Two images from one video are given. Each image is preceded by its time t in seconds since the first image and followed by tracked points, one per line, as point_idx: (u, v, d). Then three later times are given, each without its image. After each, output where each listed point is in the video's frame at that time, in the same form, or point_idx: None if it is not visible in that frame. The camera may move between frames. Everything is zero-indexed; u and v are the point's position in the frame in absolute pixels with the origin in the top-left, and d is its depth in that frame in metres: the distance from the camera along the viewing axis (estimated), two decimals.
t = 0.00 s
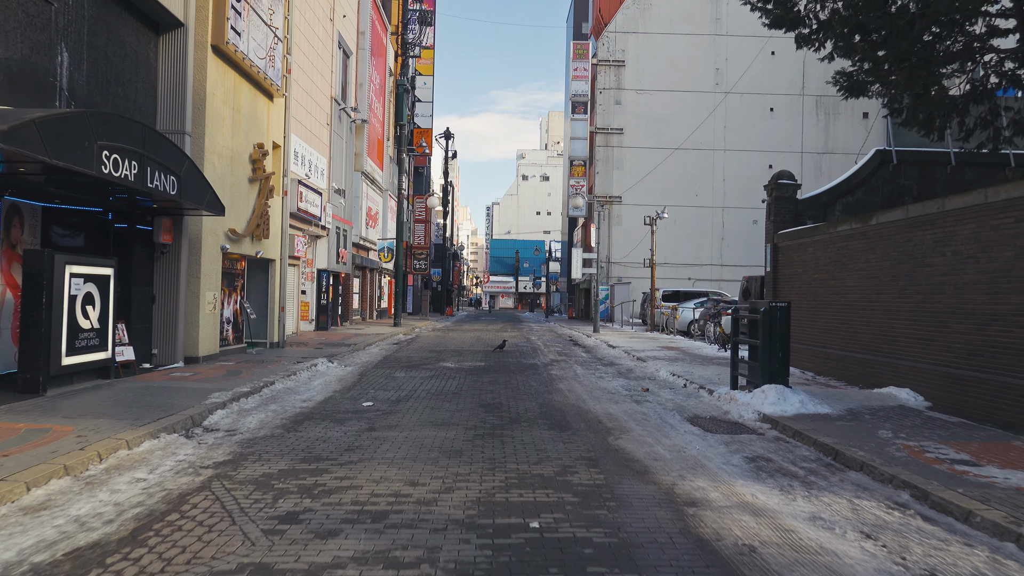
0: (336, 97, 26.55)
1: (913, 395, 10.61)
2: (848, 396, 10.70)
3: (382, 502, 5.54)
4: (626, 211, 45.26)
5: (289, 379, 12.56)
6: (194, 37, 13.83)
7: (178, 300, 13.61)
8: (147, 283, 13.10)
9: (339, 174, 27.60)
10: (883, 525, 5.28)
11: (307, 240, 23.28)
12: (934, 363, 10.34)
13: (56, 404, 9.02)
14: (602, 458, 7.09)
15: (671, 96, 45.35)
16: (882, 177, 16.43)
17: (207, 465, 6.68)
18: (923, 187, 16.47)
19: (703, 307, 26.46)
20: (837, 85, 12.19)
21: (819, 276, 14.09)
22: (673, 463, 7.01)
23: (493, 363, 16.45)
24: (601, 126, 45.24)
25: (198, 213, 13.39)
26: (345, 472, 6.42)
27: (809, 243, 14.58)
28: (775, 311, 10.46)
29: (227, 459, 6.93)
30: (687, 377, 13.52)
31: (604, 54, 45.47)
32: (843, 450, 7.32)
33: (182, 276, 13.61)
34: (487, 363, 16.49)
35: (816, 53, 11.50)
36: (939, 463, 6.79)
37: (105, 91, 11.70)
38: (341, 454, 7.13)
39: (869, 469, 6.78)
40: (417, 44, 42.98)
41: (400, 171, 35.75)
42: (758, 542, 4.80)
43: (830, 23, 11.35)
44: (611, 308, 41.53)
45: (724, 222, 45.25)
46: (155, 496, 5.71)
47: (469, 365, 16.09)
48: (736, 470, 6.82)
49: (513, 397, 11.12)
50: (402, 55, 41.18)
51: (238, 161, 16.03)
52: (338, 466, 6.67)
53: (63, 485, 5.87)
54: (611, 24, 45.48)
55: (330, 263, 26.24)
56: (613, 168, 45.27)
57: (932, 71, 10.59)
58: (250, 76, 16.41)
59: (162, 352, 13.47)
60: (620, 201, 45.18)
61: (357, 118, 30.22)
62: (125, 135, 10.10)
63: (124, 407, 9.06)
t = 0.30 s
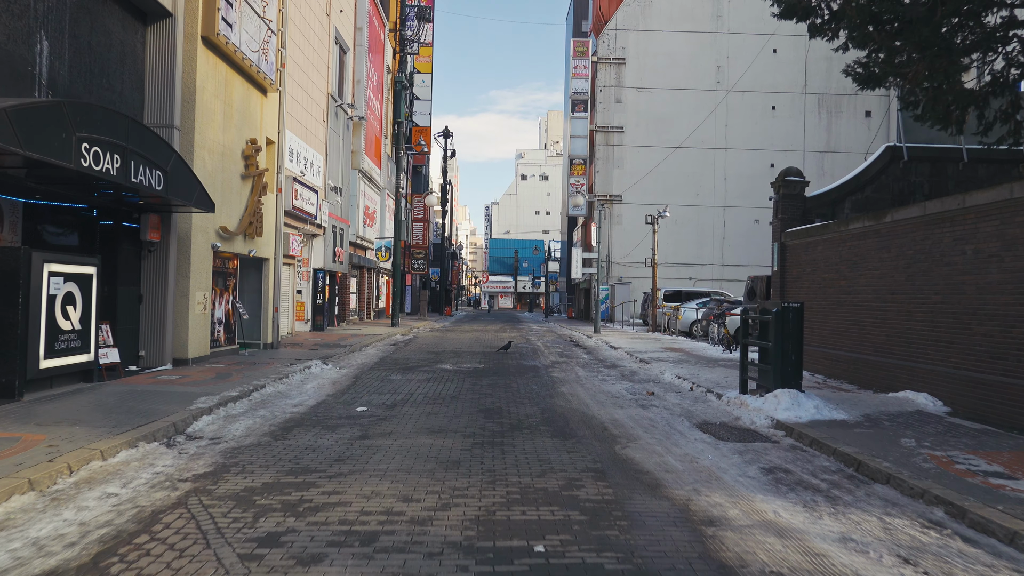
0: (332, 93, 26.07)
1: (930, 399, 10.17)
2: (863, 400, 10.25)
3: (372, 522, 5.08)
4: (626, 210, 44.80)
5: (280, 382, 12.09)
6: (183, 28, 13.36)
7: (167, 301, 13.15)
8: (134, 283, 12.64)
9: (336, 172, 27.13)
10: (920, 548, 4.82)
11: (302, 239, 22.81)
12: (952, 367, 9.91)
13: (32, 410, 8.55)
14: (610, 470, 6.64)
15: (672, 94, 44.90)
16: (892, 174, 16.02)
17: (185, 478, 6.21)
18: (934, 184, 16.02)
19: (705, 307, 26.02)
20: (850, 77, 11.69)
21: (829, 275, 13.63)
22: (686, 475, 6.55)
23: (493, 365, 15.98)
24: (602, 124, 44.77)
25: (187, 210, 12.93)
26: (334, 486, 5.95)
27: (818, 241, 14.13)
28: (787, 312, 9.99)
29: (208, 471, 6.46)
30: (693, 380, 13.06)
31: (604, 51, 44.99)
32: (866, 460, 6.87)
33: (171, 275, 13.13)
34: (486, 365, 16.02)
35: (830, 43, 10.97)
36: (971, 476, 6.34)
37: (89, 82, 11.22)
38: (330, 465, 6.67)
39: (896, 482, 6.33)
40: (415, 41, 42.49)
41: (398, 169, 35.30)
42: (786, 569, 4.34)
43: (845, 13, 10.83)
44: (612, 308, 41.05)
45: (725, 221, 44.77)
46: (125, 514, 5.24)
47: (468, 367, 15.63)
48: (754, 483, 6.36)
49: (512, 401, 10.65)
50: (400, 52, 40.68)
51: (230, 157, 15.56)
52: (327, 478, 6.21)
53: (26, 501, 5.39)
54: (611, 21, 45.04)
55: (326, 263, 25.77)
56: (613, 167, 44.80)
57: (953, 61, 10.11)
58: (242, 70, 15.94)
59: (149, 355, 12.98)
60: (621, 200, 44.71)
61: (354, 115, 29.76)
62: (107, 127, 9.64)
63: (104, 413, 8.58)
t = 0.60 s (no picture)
0: (329, 89, 25.61)
1: (951, 404, 9.72)
2: (879, 405, 9.80)
3: (360, 545, 4.61)
4: (627, 209, 44.34)
5: (271, 385, 11.63)
6: (172, 18, 12.91)
7: (155, 300, 12.70)
8: (121, 282, 12.19)
9: (333, 170, 26.67)
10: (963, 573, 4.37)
11: (298, 237, 22.37)
12: (974, 370, 9.47)
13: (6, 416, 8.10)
14: (618, 482, 6.19)
15: (674, 91, 44.46)
16: (904, 171, 15.53)
17: (160, 493, 5.74)
18: (948, 180, 15.54)
19: (709, 307, 25.58)
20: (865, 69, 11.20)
21: (840, 275, 13.19)
22: (701, 488, 6.10)
23: (493, 367, 15.51)
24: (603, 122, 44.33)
25: (176, 206, 12.48)
26: (321, 502, 5.50)
27: (829, 239, 13.68)
28: (800, 314, 9.55)
29: (187, 484, 6.01)
30: (700, 383, 12.61)
31: (605, 48, 44.57)
32: (892, 472, 6.42)
33: (159, 274, 12.69)
34: (486, 367, 15.56)
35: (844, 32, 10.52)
36: (1008, 490, 5.88)
37: (72, 74, 10.76)
38: (319, 478, 6.22)
39: (927, 496, 5.87)
40: (414, 38, 42.06)
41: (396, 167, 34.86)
42: None
43: None
44: (613, 308, 40.57)
45: (728, 220, 44.29)
46: (90, 535, 4.78)
47: (466, 369, 15.16)
48: (773, 498, 5.91)
49: (513, 406, 10.20)
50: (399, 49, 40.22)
51: (222, 152, 15.12)
52: (314, 493, 5.76)
53: None
54: (612, 18, 44.64)
55: (323, 261, 25.32)
56: (614, 165, 44.37)
57: (974, 50, 9.60)
58: (235, 63, 15.49)
59: (136, 357, 12.55)
60: (622, 199, 44.25)
61: (351, 112, 29.33)
62: (87, 117, 9.17)
63: (82, 419, 8.12)
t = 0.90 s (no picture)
0: (326, 84, 25.15)
1: (972, 409, 9.27)
2: (898, 411, 9.35)
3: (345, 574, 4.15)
4: (628, 207, 43.87)
5: (262, 389, 11.17)
6: (160, 8, 12.46)
7: (142, 301, 12.26)
8: (106, 282, 11.75)
9: (330, 167, 26.22)
10: None
11: (294, 236, 21.89)
12: (997, 374, 9.01)
13: None
14: (629, 498, 5.73)
15: (676, 88, 43.99)
16: (916, 167, 15.10)
17: (130, 512, 5.27)
18: (961, 177, 15.06)
19: (713, 306, 25.11)
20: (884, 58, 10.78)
21: (853, 274, 12.72)
22: (718, 505, 5.64)
23: (493, 369, 15.04)
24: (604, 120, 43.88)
25: (164, 203, 12.02)
26: (306, 522, 5.04)
27: (840, 237, 13.22)
28: (814, 316, 9.09)
29: (162, 501, 5.53)
30: (707, 386, 12.16)
31: (606, 45, 44.10)
32: (922, 486, 5.97)
33: (146, 274, 12.24)
34: (486, 369, 15.10)
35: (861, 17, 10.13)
36: None
37: (55, 64, 10.31)
38: (305, 493, 5.76)
39: (963, 513, 5.42)
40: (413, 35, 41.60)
41: (395, 165, 34.38)
42: None
43: None
44: (615, 308, 40.09)
45: (730, 219, 43.79)
46: (47, 562, 4.31)
47: (465, 371, 14.70)
48: (797, 515, 5.45)
49: (514, 411, 9.73)
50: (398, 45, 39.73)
51: (213, 147, 14.67)
52: (298, 512, 5.29)
53: None
54: (613, 15, 44.17)
55: (321, 261, 24.86)
56: (615, 163, 43.90)
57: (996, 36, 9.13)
58: (227, 55, 15.02)
59: (122, 360, 12.10)
60: (623, 197, 43.79)
61: (348, 108, 28.87)
62: (65, 107, 8.72)
63: (57, 427, 7.64)
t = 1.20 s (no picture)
0: (324, 80, 24.69)
1: (998, 414, 8.81)
2: (920, 416, 8.89)
3: None
4: (630, 207, 43.42)
5: (253, 392, 10.71)
6: None
7: (130, 300, 11.79)
8: (91, 281, 11.29)
9: (327, 165, 25.75)
10: None
11: (290, 234, 21.45)
12: None
13: None
14: (643, 514, 5.27)
15: (678, 87, 43.54)
16: (931, 162, 14.63)
17: (98, 531, 4.81)
18: (977, 172, 14.63)
19: (717, 306, 24.67)
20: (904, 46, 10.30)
21: (867, 273, 12.25)
22: (740, 522, 5.17)
23: (494, 371, 14.58)
24: (605, 118, 43.43)
25: (152, 198, 11.55)
26: (289, 543, 4.57)
27: (854, 235, 12.77)
28: (832, 317, 8.62)
29: (134, 518, 5.07)
30: (716, 389, 11.71)
31: (608, 42, 43.65)
32: (960, 501, 5.51)
33: (134, 272, 11.79)
34: (486, 371, 14.64)
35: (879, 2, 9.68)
36: None
37: (36, 53, 9.85)
38: (290, 509, 5.30)
39: (1008, 532, 4.96)
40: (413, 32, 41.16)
41: (394, 163, 33.92)
42: None
43: None
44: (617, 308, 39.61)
45: (733, 218, 43.33)
46: None
47: (465, 373, 14.23)
48: (827, 534, 4.98)
49: (516, 417, 9.27)
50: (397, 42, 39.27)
51: (205, 142, 14.20)
52: (280, 531, 4.83)
53: None
54: (615, 12, 43.72)
55: (318, 260, 24.41)
56: (617, 162, 43.44)
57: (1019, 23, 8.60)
58: (219, 47, 14.56)
59: (109, 362, 11.63)
60: (625, 197, 43.36)
61: (346, 105, 28.41)
62: (43, 95, 8.26)
63: (29, 435, 7.17)
